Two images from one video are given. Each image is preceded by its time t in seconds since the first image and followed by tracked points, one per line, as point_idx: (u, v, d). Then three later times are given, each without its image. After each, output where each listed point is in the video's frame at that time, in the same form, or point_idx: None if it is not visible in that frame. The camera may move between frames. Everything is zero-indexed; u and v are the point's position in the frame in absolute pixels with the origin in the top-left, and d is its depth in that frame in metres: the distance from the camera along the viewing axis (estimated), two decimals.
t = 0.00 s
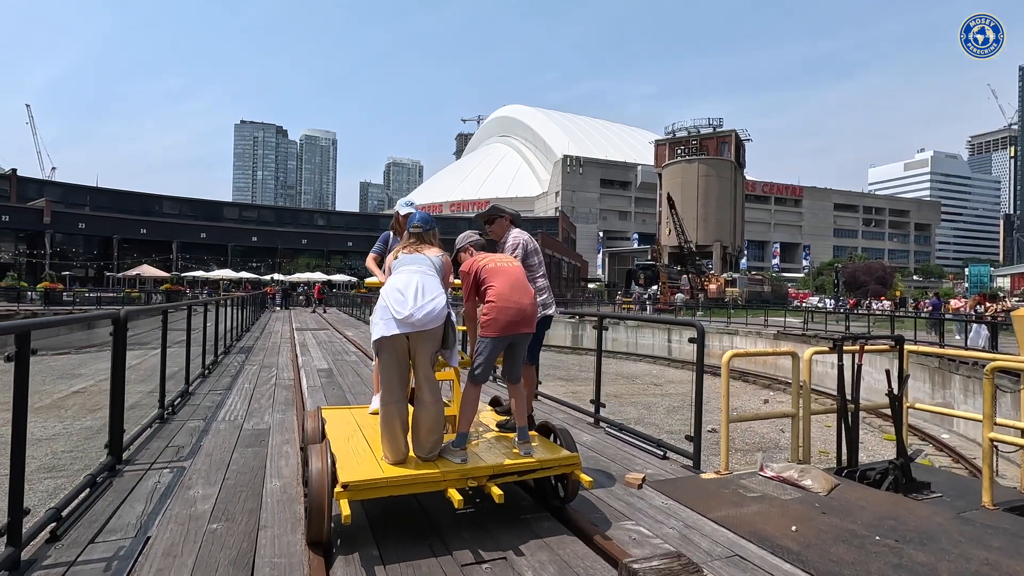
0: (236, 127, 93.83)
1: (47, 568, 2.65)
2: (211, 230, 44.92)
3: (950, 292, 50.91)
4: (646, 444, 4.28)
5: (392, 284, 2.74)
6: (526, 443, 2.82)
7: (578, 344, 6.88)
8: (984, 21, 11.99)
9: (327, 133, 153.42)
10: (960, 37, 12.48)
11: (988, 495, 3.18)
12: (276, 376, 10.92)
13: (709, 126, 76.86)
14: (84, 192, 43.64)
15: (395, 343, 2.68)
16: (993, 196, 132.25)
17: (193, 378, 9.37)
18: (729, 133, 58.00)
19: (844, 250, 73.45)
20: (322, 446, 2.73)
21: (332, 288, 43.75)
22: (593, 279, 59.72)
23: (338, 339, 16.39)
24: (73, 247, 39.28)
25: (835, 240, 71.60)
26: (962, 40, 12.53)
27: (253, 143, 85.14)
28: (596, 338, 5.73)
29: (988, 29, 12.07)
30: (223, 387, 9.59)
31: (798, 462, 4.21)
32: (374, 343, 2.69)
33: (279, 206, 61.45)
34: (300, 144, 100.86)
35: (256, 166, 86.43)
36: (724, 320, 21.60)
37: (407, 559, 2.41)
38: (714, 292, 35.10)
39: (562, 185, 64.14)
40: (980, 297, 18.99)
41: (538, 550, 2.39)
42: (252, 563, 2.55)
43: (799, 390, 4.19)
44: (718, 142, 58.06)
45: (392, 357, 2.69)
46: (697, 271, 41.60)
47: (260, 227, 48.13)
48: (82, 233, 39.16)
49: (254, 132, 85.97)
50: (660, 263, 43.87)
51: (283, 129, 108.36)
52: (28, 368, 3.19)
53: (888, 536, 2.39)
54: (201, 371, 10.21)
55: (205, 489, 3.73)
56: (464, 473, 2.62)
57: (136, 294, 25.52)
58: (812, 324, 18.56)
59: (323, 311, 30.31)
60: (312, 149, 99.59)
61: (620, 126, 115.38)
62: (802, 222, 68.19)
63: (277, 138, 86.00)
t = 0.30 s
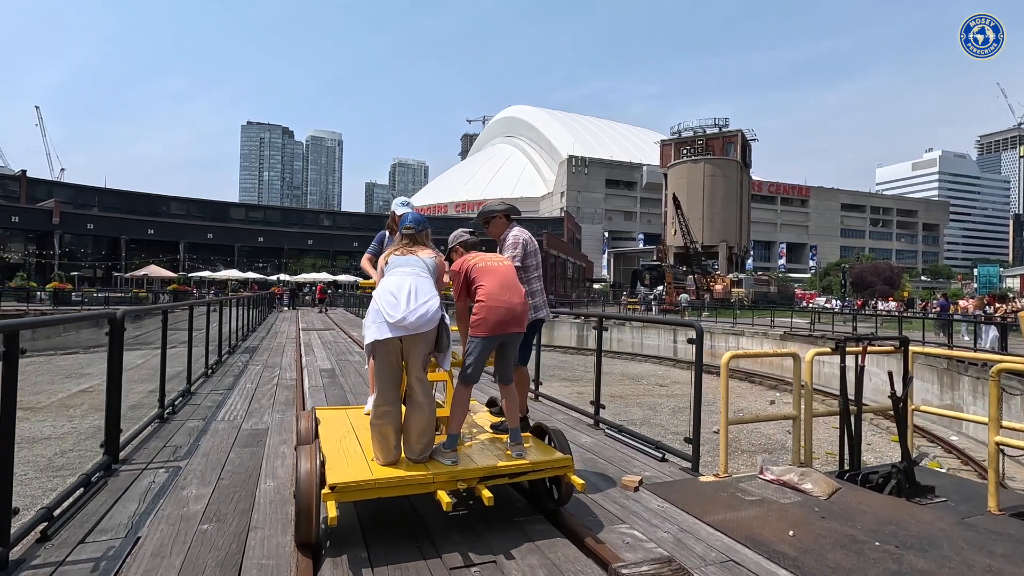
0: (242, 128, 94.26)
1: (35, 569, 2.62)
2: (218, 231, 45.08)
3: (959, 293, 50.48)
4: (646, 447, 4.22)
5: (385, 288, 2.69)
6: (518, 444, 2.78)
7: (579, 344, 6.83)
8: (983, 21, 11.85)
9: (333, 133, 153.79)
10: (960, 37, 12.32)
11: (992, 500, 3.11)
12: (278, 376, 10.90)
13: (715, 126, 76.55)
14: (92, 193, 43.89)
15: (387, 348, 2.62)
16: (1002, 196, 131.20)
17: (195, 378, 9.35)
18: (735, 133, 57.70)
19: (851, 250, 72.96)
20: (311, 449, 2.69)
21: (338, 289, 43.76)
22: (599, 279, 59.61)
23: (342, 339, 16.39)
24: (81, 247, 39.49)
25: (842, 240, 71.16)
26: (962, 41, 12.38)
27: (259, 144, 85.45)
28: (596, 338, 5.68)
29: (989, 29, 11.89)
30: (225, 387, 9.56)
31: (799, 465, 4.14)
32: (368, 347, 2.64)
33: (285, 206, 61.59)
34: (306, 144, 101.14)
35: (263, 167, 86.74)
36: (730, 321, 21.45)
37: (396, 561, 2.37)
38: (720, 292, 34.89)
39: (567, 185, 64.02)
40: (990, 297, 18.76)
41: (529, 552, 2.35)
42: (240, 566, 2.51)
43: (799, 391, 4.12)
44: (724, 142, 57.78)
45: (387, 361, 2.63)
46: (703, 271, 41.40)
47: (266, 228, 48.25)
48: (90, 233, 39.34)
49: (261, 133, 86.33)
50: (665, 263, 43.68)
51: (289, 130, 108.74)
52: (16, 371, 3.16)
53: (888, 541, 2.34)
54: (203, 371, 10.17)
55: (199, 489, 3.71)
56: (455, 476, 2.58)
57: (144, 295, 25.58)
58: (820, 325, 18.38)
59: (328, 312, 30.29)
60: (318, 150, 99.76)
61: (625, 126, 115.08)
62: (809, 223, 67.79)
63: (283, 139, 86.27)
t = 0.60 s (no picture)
0: (249, 129, 94.66)
1: (24, 568, 2.60)
2: (225, 232, 45.23)
3: (968, 293, 50.07)
4: (644, 449, 4.15)
5: (378, 285, 2.62)
6: (511, 446, 2.74)
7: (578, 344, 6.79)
8: (982, 20, 11.66)
9: (339, 133, 154.41)
10: (960, 38, 12.17)
11: (999, 505, 3.03)
12: (281, 376, 10.89)
13: (721, 125, 76.17)
14: (101, 194, 44.20)
15: (380, 346, 2.57)
16: (1012, 196, 129.95)
17: (197, 378, 9.35)
18: (742, 133, 57.38)
19: (859, 250, 72.46)
20: (302, 450, 2.65)
21: (344, 289, 43.78)
22: (604, 280, 59.49)
23: (346, 339, 16.37)
24: (90, 247, 39.73)
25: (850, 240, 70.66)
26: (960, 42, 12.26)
27: (266, 145, 85.80)
28: (597, 339, 5.60)
29: (988, 29, 11.72)
30: (228, 387, 9.55)
31: (799, 468, 4.05)
32: (360, 345, 2.58)
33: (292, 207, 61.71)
34: (312, 145, 101.46)
35: (270, 168, 87.07)
36: (737, 322, 21.27)
37: (385, 566, 2.31)
38: (727, 293, 34.69)
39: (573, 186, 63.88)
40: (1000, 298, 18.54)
41: (519, 557, 2.30)
42: (229, 567, 2.50)
43: (800, 394, 4.04)
44: (730, 142, 57.52)
45: (379, 359, 2.58)
46: (709, 272, 41.20)
47: (273, 229, 48.39)
48: (99, 235, 39.50)
49: (268, 134, 86.66)
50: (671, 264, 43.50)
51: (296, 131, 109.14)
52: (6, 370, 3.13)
53: (888, 548, 2.28)
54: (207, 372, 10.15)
55: (193, 490, 3.69)
56: (446, 477, 2.53)
57: (152, 296, 25.58)
58: (827, 326, 18.18)
59: (333, 311, 30.28)
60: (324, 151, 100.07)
61: (631, 126, 114.68)
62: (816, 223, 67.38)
63: (290, 140, 86.52)
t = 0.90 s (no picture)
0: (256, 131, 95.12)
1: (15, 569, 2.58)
2: (233, 232, 45.35)
3: (979, 294, 49.57)
4: (644, 452, 4.08)
5: (368, 283, 2.58)
6: (504, 449, 2.69)
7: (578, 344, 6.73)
8: (982, 19, 11.51)
9: (345, 134, 154.97)
10: (960, 38, 12.02)
11: (1007, 511, 2.95)
12: (285, 376, 10.90)
13: (728, 125, 75.82)
14: (110, 195, 44.56)
15: (372, 345, 2.53)
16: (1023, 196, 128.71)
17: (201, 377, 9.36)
18: (749, 133, 57.06)
19: (867, 250, 71.91)
20: (293, 451, 2.62)
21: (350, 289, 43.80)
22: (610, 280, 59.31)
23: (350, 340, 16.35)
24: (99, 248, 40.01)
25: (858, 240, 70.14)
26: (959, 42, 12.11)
27: (273, 146, 86.14)
28: (598, 340, 5.54)
29: (988, 29, 11.56)
30: (231, 387, 9.54)
31: (802, 471, 3.97)
32: (351, 345, 2.53)
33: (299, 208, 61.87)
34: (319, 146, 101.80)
35: (276, 169, 87.40)
36: (743, 323, 21.07)
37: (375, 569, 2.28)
38: (734, 293, 34.48)
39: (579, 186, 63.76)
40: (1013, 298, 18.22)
41: (510, 561, 2.26)
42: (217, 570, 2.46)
43: (804, 396, 3.96)
44: (737, 142, 57.24)
45: (371, 359, 2.54)
46: (716, 272, 40.97)
47: (280, 230, 48.51)
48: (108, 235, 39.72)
49: (275, 135, 87.04)
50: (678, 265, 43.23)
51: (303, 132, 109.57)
52: None
53: (889, 554, 2.22)
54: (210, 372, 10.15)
55: (189, 490, 3.66)
56: (437, 479, 2.49)
57: (161, 296, 25.58)
58: (835, 327, 17.98)
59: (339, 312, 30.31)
60: (331, 152, 100.46)
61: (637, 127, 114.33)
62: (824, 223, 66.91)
63: (296, 141, 86.86)
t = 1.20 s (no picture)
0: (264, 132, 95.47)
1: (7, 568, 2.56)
2: (240, 233, 45.43)
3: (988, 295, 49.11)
4: (645, 455, 4.02)
5: (358, 284, 2.56)
6: (497, 451, 2.65)
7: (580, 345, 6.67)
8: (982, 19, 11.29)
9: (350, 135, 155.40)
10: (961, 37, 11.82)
11: (1013, 518, 2.88)
12: (288, 376, 10.91)
13: (734, 125, 75.45)
14: (118, 196, 44.87)
15: (362, 344, 2.51)
16: None
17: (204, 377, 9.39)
18: (756, 132, 56.74)
19: (875, 250, 71.38)
20: (283, 452, 2.59)
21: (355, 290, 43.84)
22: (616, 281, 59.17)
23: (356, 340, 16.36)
24: (107, 249, 40.22)
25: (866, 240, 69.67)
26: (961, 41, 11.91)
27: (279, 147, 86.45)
28: (599, 341, 5.48)
29: (989, 29, 11.34)
30: (234, 387, 9.56)
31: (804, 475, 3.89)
32: (341, 345, 2.51)
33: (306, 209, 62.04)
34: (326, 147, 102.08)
35: (283, 170, 87.71)
36: (750, 323, 20.90)
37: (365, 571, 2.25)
38: (740, 295, 34.27)
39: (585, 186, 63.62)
40: None
41: (501, 566, 2.23)
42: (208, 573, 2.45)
43: (806, 398, 3.90)
44: (744, 141, 56.99)
45: (361, 358, 2.51)
46: (722, 273, 40.72)
47: (286, 230, 48.64)
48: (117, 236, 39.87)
49: (281, 136, 87.38)
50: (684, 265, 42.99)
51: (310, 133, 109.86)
52: None
53: (890, 560, 2.17)
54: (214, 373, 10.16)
55: (184, 491, 3.64)
56: (427, 482, 2.45)
57: (169, 296, 25.51)
58: (843, 328, 17.79)
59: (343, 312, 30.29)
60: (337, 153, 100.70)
61: (643, 127, 114.03)
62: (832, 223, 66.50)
63: (303, 142, 87.13)
